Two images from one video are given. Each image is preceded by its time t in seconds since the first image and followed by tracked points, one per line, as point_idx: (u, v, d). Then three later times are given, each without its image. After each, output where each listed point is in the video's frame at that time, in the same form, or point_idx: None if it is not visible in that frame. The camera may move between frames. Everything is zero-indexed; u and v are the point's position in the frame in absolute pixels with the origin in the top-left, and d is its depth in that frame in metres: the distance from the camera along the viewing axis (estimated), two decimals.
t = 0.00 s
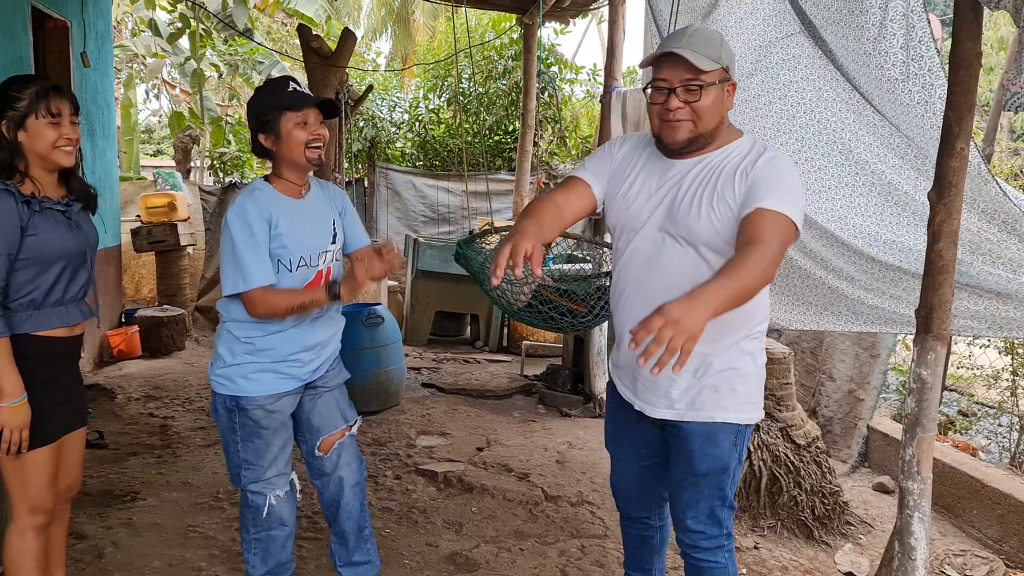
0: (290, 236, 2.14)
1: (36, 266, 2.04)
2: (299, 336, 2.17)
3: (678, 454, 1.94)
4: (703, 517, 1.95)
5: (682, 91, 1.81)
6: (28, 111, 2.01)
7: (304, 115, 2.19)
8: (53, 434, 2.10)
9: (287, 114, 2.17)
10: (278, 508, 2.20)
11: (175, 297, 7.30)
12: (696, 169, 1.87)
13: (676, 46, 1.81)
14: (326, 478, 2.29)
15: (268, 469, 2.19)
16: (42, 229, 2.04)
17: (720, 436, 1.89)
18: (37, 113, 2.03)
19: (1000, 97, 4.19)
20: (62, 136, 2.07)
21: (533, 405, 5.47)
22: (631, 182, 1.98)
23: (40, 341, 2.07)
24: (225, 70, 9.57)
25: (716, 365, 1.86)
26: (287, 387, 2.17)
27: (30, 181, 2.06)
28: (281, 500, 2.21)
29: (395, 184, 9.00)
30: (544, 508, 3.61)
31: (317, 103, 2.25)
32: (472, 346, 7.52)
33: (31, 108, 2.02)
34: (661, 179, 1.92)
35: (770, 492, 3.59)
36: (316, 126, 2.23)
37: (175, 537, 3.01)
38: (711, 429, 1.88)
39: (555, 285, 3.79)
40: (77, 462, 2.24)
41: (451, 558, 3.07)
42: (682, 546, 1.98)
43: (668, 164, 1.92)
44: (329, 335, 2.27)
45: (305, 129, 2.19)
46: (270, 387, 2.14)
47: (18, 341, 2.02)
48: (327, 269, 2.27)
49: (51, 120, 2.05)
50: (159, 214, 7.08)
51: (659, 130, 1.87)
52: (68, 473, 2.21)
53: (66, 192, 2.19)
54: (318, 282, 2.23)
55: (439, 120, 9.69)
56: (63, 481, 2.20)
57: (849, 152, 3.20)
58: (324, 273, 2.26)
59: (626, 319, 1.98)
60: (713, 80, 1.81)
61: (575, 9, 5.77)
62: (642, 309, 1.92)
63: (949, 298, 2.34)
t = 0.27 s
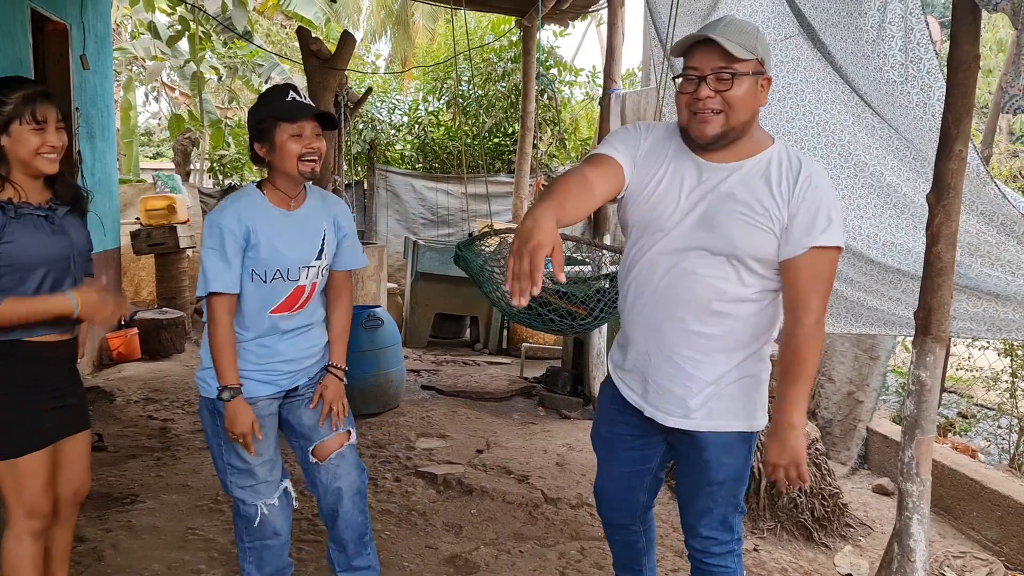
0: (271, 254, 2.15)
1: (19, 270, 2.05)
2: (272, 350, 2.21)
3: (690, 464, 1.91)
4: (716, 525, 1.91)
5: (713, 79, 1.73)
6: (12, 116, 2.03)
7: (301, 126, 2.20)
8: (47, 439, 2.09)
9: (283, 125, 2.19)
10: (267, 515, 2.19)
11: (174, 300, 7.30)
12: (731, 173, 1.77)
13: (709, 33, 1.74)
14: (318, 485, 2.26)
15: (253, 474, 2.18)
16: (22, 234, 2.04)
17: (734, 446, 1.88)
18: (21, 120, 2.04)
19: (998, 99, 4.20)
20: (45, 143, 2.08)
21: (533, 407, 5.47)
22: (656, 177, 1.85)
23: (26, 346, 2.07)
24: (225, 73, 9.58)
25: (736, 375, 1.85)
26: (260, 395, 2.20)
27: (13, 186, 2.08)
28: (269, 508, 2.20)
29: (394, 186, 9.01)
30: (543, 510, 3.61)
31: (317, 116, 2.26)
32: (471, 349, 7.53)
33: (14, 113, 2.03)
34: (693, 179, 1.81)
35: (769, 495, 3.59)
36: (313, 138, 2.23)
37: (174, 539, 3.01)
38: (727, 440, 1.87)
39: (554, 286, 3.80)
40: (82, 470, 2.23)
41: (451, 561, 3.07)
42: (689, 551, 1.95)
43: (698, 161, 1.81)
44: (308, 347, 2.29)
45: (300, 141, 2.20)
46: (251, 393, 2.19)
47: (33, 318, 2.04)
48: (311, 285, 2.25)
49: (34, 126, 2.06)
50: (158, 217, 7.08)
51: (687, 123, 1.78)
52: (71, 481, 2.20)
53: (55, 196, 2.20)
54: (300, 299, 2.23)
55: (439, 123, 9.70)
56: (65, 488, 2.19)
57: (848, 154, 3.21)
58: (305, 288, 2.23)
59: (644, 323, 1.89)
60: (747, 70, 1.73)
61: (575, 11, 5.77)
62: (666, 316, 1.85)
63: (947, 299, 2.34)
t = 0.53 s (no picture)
0: (264, 256, 2.17)
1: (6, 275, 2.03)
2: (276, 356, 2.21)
3: (697, 470, 1.90)
4: (726, 529, 1.92)
5: (721, 75, 1.72)
6: None
7: (295, 130, 2.21)
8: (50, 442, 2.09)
9: (278, 129, 2.20)
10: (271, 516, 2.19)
11: (175, 301, 7.30)
12: (750, 179, 1.75)
13: (719, 31, 1.73)
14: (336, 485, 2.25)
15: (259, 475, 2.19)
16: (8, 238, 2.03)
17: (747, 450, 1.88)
18: (8, 124, 2.02)
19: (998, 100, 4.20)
20: (32, 148, 2.06)
21: (533, 408, 5.47)
22: (668, 181, 1.76)
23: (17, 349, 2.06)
24: (225, 75, 9.59)
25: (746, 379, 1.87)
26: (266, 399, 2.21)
27: None
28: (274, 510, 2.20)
29: (394, 187, 9.01)
30: (544, 511, 3.61)
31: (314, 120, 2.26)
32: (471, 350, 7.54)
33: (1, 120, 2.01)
34: (710, 185, 1.75)
35: (769, 496, 3.59)
36: (308, 142, 2.24)
37: (175, 540, 3.01)
38: (739, 445, 1.87)
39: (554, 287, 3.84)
40: (93, 471, 2.23)
41: (451, 561, 3.07)
42: (693, 554, 1.96)
43: (711, 165, 1.75)
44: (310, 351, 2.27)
45: (293, 145, 2.21)
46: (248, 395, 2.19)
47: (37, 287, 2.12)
48: (307, 287, 2.23)
49: (22, 132, 2.04)
50: (158, 218, 7.09)
51: (692, 119, 1.75)
52: (82, 483, 2.20)
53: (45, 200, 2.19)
54: (297, 302, 2.22)
55: (439, 124, 9.70)
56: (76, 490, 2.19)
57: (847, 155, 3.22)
58: (301, 290, 2.22)
59: (658, 334, 1.82)
60: (755, 69, 1.73)
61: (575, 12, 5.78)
62: (682, 327, 1.80)
63: (946, 300, 2.34)
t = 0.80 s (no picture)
0: (290, 253, 2.18)
1: None
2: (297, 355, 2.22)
3: (690, 478, 1.81)
4: (721, 534, 1.88)
5: (683, 72, 1.66)
6: None
7: (314, 124, 2.22)
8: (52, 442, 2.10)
9: (296, 124, 2.22)
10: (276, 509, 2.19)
11: (176, 302, 7.31)
12: (726, 172, 1.67)
13: (680, 28, 1.67)
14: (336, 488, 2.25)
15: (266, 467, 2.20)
16: None
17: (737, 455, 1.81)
18: None
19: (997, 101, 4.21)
20: (18, 148, 2.07)
21: (534, 408, 5.48)
22: (642, 181, 1.66)
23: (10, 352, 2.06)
24: (226, 76, 9.60)
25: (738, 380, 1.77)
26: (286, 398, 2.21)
27: None
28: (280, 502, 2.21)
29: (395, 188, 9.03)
30: (545, 511, 3.62)
31: (332, 112, 2.26)
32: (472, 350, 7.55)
33: None
34: (687, 181, 1.66)
35: (770, 496, 3.59)
36: (327, 136, 2.24)
37: (177, 541, 3.02)
38: (732, 450, 1.79)
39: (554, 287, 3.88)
40: (108, 468, 2.23)
41: (452, 562, 3.07)
42: (688, 557, 1.92)
43: (682, 160, 1.67)
44: (332, 350, 2.28)
45: (312, 138, 2.22)
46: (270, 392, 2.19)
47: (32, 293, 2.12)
48: (332, 284, 2.24)
49: (7, 133, 2.06)
50: (160, 219, 7.10)
51: (659, 119, 1.68)
52: (97, 482, 2.21)
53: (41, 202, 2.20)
54: (321, 299, 2.22)
55: (440, 125, 9.71)
56: (93, 489, 2.20)
57: (847, 155, 3.22)
58: (327, 287, 2.23)
59: (647, 343, 1.71)
60: (718, 63, 1.66)
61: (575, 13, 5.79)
62: (670, 331, 1.69)
63: (946, 299, 2.34)
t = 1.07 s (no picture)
0: (304, 245, 2.22)
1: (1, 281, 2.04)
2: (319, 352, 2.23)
3: (670, 482, 1.79)
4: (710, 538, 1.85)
5: (613, 68, 1.67)
6: None
7: (327, 127, 2.26)
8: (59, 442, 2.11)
9: (311, 127, 2.26)
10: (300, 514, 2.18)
11: (178, 306, 7.33)
12: (671, 168, 1.68)
13: (607, 22, 1.67)
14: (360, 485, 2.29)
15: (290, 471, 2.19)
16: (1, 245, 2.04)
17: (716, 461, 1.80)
18: None
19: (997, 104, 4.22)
20: (16, 149, 2.07)
21: (535, 411, 5.49)
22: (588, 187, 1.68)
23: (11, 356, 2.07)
24: (228, 80, 9.63)
25: (709, 378, 1.76)
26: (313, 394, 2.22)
27: None
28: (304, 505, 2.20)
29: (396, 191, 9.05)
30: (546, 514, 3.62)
31: (350, 114, 2.27)
32: (474, 353, 7.57)
33: None
34: (631, 182, 1.67)
35: (772, 498, 3.60)
36: (339, 137, 2.27)
37: (179, 544, 3.03)
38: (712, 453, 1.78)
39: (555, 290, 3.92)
40: (119, 468, 2.25)
41: (454, 564, 3.08)
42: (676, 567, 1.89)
43: (624, 162, 1.69)
44: (359, 347, 2.28)
45: (324, 140, 2.26)
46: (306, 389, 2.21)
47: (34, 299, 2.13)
48: (349, 277, 2.25)
49: (3, 133, 2.07)
50: (162, 223, 7.13)
51: (597, 117, 1.69)
52: (108, 481, 2.23)
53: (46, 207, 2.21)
54: (336, 293, 2.24)
55: (441, 128, 9.73)
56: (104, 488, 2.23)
57: (848, 158, 3.22)
58: (342, 281, 2.24)
59: (611, 349, 1.70)
60: (648, 53, 1.66)
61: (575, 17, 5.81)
62: (631, 335, 1.68)
63: (946, 302, 2.34)
